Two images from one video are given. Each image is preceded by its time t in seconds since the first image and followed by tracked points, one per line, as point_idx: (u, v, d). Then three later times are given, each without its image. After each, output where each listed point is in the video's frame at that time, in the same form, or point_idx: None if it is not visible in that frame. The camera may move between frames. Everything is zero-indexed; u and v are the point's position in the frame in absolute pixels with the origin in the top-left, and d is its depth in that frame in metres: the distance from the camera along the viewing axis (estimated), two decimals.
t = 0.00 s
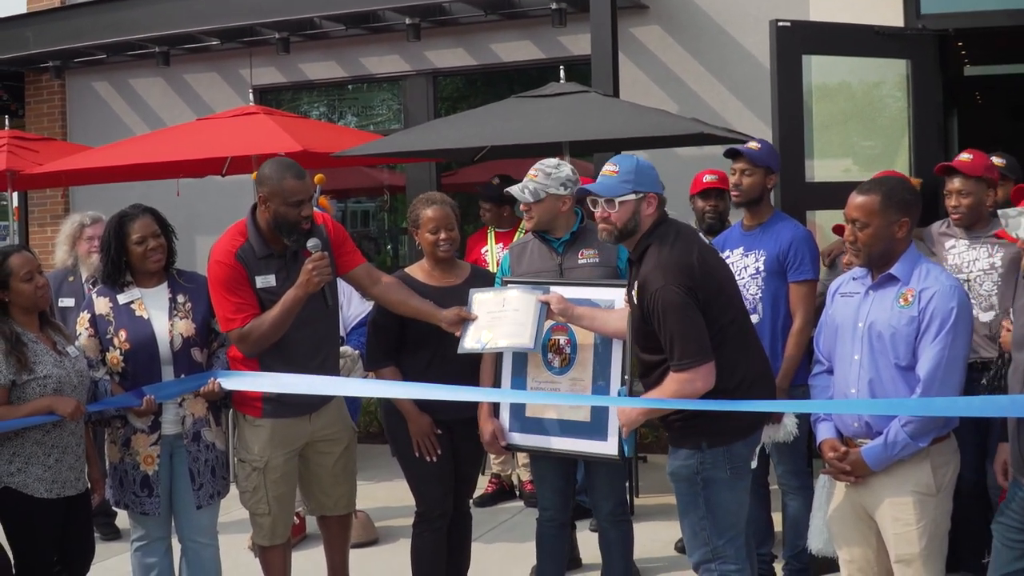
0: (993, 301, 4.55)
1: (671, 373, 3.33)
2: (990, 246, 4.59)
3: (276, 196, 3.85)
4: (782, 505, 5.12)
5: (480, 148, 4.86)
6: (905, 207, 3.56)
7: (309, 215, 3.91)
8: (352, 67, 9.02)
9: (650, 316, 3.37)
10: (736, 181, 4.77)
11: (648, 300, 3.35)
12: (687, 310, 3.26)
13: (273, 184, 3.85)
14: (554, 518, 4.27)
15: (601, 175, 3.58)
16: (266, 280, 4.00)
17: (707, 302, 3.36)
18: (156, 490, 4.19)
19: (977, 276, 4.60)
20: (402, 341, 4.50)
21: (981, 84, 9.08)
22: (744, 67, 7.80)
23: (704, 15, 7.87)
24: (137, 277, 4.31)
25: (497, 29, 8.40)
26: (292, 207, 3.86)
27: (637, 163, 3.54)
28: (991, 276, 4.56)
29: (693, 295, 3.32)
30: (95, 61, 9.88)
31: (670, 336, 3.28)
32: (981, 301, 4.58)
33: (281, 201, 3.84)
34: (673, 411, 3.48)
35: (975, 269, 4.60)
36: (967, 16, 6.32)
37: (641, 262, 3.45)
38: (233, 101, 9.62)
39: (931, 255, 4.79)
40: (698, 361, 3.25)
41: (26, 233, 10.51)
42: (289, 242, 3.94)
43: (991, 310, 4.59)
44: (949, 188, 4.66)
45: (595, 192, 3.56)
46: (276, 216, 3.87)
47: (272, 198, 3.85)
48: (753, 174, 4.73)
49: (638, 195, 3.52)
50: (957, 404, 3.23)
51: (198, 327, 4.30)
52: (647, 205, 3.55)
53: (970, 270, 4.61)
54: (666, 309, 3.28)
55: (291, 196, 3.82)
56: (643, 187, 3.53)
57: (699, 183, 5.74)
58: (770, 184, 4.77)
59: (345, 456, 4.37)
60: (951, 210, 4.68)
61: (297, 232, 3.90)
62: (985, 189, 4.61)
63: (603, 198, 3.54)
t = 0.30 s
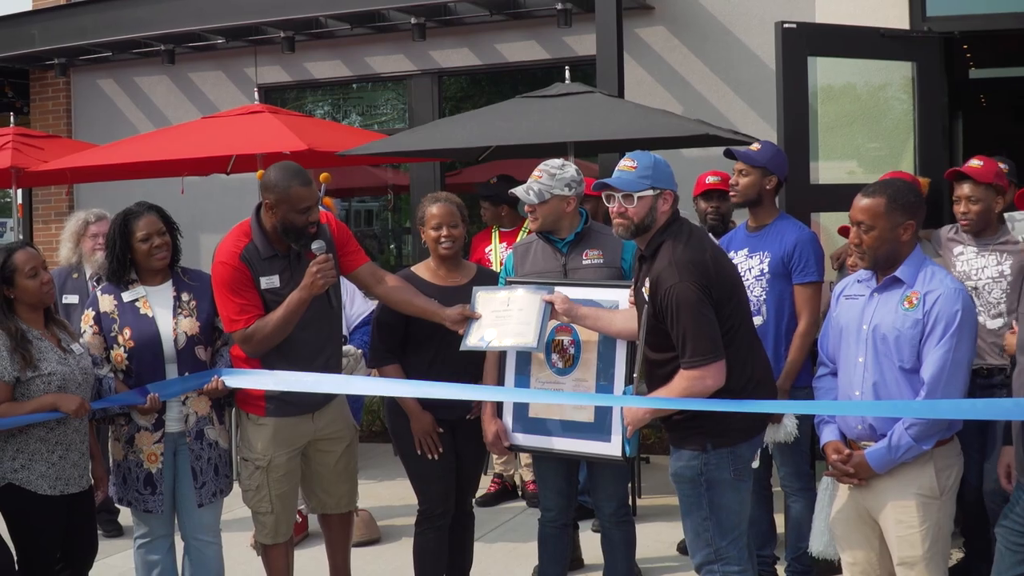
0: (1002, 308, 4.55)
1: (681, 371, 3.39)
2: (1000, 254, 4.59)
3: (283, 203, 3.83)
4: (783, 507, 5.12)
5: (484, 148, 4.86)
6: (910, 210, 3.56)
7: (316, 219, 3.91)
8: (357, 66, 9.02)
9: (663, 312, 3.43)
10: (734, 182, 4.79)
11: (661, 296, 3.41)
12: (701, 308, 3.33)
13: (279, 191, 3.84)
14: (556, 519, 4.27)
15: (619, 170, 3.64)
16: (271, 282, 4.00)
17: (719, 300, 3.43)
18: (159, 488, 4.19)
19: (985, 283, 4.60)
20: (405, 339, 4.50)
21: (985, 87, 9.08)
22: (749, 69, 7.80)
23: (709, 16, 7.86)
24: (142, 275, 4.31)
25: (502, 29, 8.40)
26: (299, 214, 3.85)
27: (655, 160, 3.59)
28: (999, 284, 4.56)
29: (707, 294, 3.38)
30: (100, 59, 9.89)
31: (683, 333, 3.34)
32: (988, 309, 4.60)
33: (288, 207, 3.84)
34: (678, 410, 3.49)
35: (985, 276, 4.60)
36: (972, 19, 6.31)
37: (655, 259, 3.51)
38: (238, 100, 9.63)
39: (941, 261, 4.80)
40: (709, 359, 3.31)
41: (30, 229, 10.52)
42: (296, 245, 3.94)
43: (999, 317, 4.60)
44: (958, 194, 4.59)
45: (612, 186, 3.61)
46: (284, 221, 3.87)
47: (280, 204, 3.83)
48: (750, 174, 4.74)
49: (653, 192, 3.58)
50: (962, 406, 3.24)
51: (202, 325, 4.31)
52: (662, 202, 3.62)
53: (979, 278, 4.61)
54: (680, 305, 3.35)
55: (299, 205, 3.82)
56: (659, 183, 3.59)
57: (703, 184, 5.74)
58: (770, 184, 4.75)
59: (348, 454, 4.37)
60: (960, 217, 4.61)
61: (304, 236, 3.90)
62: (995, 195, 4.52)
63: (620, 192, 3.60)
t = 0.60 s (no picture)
0: (1006, 294, 4.58)
1: (689, 363, 3.43)
2: (1005, 239, 4.60)
3: (285, 205, 3.83)
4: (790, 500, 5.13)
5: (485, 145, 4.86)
6: (913, 200, 3.56)
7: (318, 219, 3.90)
8: (357, 66, 9.03)
9: (671, 306, 3.47)
10: (739, 176, 4.77)
11: (669, 289, 3.45)
12: (709, 301, 3.37)
13: (280, 192, 3.83)
14: (563, 515, 4.28)
15: (626, 163, 3.68)
16: (275, 283, 4.00)
17: (727, 293, 3.46)
18: (166, 490, 4.20)
19: (989, 269, 4.62)
20: (408, 337, 4.50)
21: (986, 79, 9.09)
22: (750, 63, 7.81)
23: (709, 11, 7.87)
24: (145, 277, 4.31)
25: (502, 27, 8.41)
26: (301, 214, 3.85)
27: (661, 154, 3.62)
28: (1004, 269, 4.58)
29: (715, 286, 3.42)
30: (100, 62, 9.89)
31: (691, 326, 3.38)
32: (992, 295, 4.62)
33: (290, 209, 3.83)
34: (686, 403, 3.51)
35: (989, 262, 4.62)
36: (972, 10, 6.33)
37: (662, 253, 3.55)
38: (238, 101, 9.63)
39: (946, 248, 4.80)
40: (718, 352, 3.34)
41: (32, 234, 10.51)
42: (299, 246, 3.95)
43: (1004, 303, 4.61)
44: (967, 179, 4.60)
45: (619, 179, 3.65)
46: (286, 222, 3.86)
47: (282, 206, 3.82)
48: (756, 169, 4.72)
49: (658, 185, 3.62)
50: (966, 396, 3.25)
51: (206, 327, 4.31)
52: (669, 195, 3.65)
53: (983, 263, 4.63)
54: (688, 299, 3.38)
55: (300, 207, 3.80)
56: (665, 177, 3.62)
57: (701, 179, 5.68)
58: (775, 178, 4.74)
59: (353, 453, 4.38)
60: (969, 202, 4.63)
61: (304, 237, 3.92)
62: (1003, 181, 4.57)
63: (627, 186, 3.64)
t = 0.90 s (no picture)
0: (1014, 285, 4.57)
1: (699, 357, 3.45)
2: (1013, 229, 4.59)
3: (294, 199, 3.85)
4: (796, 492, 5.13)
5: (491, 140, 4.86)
6: (920, 193, 3.56)
7: (325, 213, 3.92)
8: (360, 61, 9.03)
9: (680, 300, 3.49)
10: (750, 168, 4.77)
11: (678, 284, 3.46)
12: (718, 295, 3.38)
13: (288, 187, 3.85)
14: (570, 508, 4.29)
15: (632, 158, 3.70)
16: (283, 279, 4.01)
17: (737, 286, 3.48)
18: (174, 485, 4.22)
19: (996, 259, 4.61)
20: (414, 330, 4.52)
21: (989, 68, 9.08)
22: (753, 55, 7.81)
23: (711, 3, 7.87)
24: (152, 273, 4.33)
25: (504, 21, 8.41)
26: (310, 208, 3.87)
27: (666, 148, 3.64)
28: (1011, 259, 4.57)
29: (723, 280, 3.43)
30: (105, 60, 9.91)
31: (700, 320, 3.40)
32: (1000, 284, 4.61)
33: (299, 203, 3.85)
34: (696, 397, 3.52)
35: (996, 251, 4.60)
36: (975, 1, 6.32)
37: (670, 246, 3.57)
38: (242, 98, 9.64)
39: (953, 237, 4.80)
40: (727, 346, 3.36)
41: (39, 232, 10.54)
42: (309, 241, 3.97)
43: (1011, 293, 4.61)
44: (974, 165, 4.60)
45: (625, 174, 3.66)
46: (295, 217, 3.88)
47: (291, 202, 3.84)
48: (766, 161, 4.72)
49: (664, 179, 3.63)
50: (977, 388, 3.26)
51: (213, 322, 4.33)
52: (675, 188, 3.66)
53: (990, 253, 4.62)
54: (697, 293, 3.40)
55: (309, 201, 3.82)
56: (670, 171, 3.64)
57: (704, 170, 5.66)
58: (785, 170, 4.75)
59: (362, 447, 4.39)
60: (977, 188, 4.62)
61: (315, 231, 3.93)
62: (1012, 169, 4.56)
63: (633, 181, 3.65)
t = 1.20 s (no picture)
0: None
1: (730, 370, 3.45)
2: None
3: (330, 205, 3.86)
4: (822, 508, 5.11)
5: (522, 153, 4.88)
6: (948, 214, 3.52)
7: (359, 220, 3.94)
8: (388, 71, 9.06)
9: (711, 313, 3.49)
10: (783, 183, 4.78)
11: (709, 297, 3.46)
12: (749, 308, 3.38)
13: (325, 193, 3.86)
14: (595, 521, 4.27)
15: (664, 171, 3.69)
16: (315, 288, 4.03)
17: (768, 300, 3.47)
18: (201, 491, 4.23)
19: None
20: (441, 340, 4.52)
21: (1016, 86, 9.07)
22: (782, 69, 7.81)
23: (741, 16, 7.88)
24: (182, 280, 4.35)
25: (533, 32, 8.43)
26: (345, 213, 3.89)
27: (698, 162, 3.63)
28: None
29: (755, 294, 3.43)
30: (134, 66, 9.97)
31: (731, 333, 3.40)
32: None
33: (335, 209, 3.87)
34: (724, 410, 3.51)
35: None
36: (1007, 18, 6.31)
37: (701, 259, 3.57)
38: (270, 106, 9.68)
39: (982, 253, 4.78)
40: (758, 360, 3.36)
41: (65, 236, 10.60)
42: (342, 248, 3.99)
43: None
44: (1007, 181, 4.59)
45: (656, 187, 3.66)
46: (330, 223, 3.90)
47: (327, 207, 3.86)
48: (801, 176, 4.74)
49: (696, 194, 3.63)
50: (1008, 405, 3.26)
51: (242, 330, 4.34)
52: (708, 203, 3.66)
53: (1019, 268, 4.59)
54: (728, 306, 3.40)
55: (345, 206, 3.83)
56: (702, 185, 3.62)
57: (732, 183, 5.66)
58: (818, 185, 4.77)
59: (387, 456, 4.39)
60: (1010, 205, 4.62)
61: (349, 238, 3.95)
62: None
63: (666, 194, 3.65)
